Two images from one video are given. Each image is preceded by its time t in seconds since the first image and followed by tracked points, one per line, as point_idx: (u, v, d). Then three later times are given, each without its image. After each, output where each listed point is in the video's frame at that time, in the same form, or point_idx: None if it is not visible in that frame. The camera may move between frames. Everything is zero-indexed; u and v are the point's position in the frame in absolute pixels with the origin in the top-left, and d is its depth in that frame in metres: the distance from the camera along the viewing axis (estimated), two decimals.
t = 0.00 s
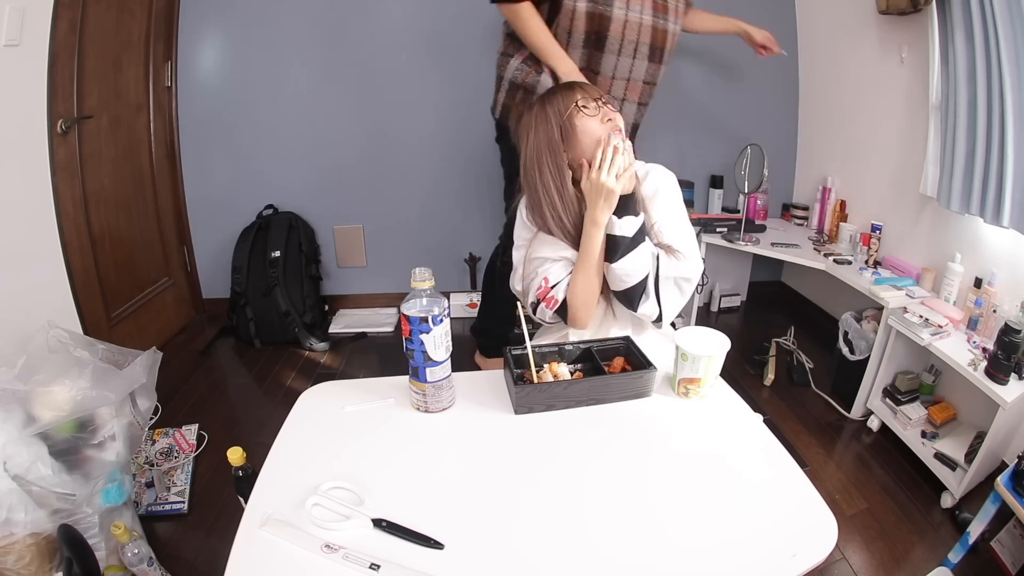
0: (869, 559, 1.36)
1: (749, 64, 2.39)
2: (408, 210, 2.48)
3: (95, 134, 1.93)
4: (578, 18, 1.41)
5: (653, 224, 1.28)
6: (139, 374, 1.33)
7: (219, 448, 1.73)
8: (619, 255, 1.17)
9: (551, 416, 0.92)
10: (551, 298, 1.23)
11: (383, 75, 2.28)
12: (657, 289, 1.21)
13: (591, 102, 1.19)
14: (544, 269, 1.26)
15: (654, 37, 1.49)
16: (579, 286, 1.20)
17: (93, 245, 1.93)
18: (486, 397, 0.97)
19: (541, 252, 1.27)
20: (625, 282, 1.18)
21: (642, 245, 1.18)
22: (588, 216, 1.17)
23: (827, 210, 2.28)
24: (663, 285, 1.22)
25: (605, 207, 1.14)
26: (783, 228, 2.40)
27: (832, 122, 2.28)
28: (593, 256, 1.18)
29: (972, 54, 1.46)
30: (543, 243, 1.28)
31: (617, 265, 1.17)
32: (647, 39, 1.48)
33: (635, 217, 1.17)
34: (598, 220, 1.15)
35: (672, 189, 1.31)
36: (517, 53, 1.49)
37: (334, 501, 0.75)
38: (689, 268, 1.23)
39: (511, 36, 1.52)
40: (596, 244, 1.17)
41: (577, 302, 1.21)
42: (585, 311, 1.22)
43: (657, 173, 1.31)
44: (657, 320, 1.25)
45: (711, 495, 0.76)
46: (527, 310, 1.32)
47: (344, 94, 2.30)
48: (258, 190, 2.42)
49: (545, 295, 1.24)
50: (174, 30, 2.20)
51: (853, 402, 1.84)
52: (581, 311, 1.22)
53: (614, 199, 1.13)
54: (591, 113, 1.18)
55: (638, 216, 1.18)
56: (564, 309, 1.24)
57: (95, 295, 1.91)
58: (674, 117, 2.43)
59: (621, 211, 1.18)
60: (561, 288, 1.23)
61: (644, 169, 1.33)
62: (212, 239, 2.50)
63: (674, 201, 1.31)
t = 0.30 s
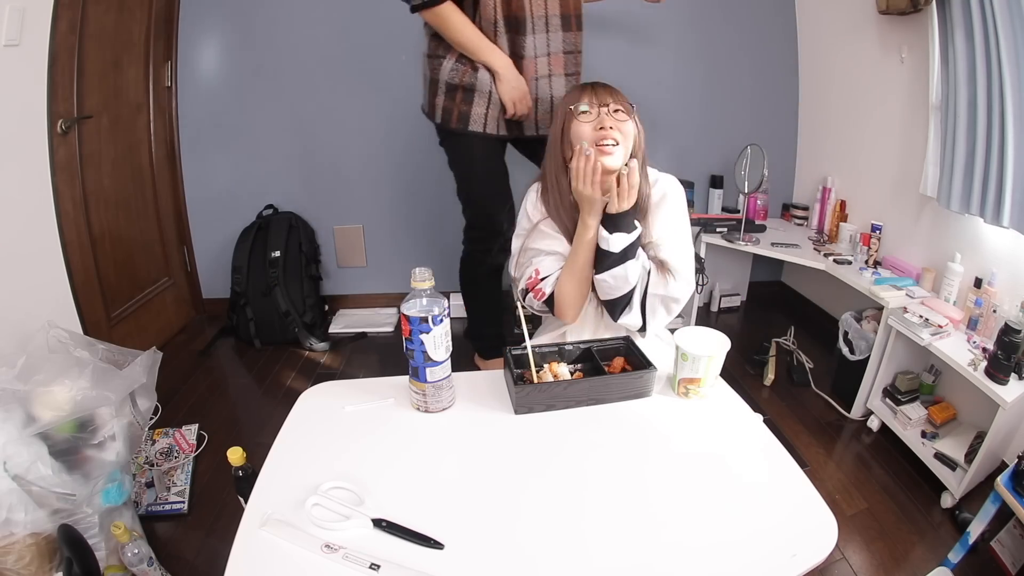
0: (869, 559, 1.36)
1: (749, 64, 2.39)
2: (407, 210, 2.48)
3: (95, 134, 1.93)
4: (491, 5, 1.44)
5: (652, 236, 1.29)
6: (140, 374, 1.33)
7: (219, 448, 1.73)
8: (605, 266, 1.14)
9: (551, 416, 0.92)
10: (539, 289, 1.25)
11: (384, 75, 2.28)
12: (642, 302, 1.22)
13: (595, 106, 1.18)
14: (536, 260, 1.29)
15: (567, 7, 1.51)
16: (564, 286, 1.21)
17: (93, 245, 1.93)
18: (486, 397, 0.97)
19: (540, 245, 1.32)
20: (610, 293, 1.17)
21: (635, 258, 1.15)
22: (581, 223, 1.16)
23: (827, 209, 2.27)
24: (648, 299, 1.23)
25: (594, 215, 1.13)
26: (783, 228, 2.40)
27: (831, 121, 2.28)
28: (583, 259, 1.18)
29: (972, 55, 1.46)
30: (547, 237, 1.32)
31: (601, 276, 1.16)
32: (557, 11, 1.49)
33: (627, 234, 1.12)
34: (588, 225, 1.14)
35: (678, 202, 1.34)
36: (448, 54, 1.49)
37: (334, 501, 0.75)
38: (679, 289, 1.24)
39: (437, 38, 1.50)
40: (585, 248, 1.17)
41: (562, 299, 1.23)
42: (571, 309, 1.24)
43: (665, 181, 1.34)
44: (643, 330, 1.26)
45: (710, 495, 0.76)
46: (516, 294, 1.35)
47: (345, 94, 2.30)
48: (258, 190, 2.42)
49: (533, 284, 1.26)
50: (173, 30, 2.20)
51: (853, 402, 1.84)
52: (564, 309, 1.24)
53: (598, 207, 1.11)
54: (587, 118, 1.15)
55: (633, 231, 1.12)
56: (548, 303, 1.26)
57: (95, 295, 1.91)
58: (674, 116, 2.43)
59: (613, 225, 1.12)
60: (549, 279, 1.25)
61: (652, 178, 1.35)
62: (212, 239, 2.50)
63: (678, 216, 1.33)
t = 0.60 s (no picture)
0: (869, 559, 1.35)
1: (748, 64, 2.39)
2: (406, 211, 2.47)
3: (95, 134, 1.93)
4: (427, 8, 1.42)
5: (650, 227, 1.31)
6: (140, 374, 1.33)
7: (219, 448, 1.73)
8: (608, 241, 1.14)
9: (551, 416, 0.92)
10: (541, 272, 1.25)
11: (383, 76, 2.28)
12: (637, 284, 1.20)
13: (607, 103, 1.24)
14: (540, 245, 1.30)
15: (489, 11, 1.55)
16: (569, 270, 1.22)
17: (93, 245, 1.93)
18: (486, 397, 0.97)
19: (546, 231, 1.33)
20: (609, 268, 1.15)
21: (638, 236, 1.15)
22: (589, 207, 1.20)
23: (827, 209, 2.28)
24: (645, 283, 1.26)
25: (601, 197, 1.17)
26: (783, 228, 2.40)
27: (831, 121, 2.28)
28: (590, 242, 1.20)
29: (972, 55, 1.46)
30: (553, 223, 1.34)
31: (601, 249, 1.14)
32: (481, 14, 1.52)
33: (632, 210, 1.14)
34: (596, 207, 1.18)
35: (680, 200, 1.38)
36: (385, 66, 1.48)
37: (334, 501, 0.75)
38: (675, 276, 1.28)
39: (369, 49, 1.48)
40: (591, 230, 1.19)
41: (564, 283, 1.23)
42: (571, 294, 1.24)
43: (669, 181, 1.39)
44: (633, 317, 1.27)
45: (709, 496, 0.76)
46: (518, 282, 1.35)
47: (345, 94, 2.30)
48: (258, 190, 2.42)
49: (536, 268, 1.26)
50: (173, 30, 2.20)
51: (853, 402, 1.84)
52: (566, 294, 1.24)
53: (606, 186, 1.16)
54: (594, 116, 1.20)
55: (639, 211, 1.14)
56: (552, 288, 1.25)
57: (95, 295, 1.91)
58: (674, 116, 2.43)
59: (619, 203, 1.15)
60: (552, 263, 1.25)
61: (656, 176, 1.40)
62: (212, 239, 2.50)
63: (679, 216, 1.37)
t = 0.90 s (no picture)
0: (869, 559, 1.35)
1: (748, 64, 2.39)
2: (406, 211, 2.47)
3: (95, 134, 1.93)
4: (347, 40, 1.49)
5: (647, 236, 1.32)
6: (140, 374, 1.33)
7: (219, 448, 1.73)
8: (604, 247, 1.14)
9: (551, 416, 0.92)
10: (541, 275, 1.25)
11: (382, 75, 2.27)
12: (627, 291, 1.20)
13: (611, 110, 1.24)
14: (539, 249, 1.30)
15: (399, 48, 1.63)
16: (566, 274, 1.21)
17: (93, 245, 1.93)
18: (486, 397, 0.97)
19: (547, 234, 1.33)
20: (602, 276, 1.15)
21: (632, 246, 1.15)
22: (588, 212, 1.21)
23: (827, 209, 2.28)
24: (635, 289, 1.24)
25: (600, 203, 1.18)
26: (783, 228, 2.40)
27: (831, 121, 2.28)
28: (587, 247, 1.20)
29: (972, 55, 1.46)
30: (555, 226, 1.34)
31: (595, 257, 1.14)
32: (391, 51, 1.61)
33: (628, 217, 1.14)
34: (594, 213, 1.18)
35: (679, 209, 1.40)
36: (290, 95, 1.56)
37: (334, 501, 0.75)
38: (668, 288, 1.26)
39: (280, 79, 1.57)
40: (589, 235, 1.19)
41: (562, 287, 1.22)
42: (570, 298, 1.23)
43: (670, 189, 1.39)
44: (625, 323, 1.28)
45: (709, 496, 0.76)
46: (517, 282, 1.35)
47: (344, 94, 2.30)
48: (258, 190, 2.42)
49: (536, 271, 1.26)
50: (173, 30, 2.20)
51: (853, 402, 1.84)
52: (565, 296, 1.23)
53: (604, 193, 1.17)
54: (599, 123, 1.21)
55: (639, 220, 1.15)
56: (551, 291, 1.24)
57: (95, 295, 1.91)
58: (674, 116, 2.43)
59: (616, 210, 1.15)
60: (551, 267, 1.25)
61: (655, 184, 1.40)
62: (212, 239, 2.50)
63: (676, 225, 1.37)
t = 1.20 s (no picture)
0: (869, 559, 1.35)
1: (748, 64, 2.39)
2: (406, 211, 2.47)
3: (95, 135, 1.93)
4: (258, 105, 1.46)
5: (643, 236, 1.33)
6: (140, 374, 1.33)
7: (219, 448, 1.73)
8: (600, 246, 1.15)
9: (551, 416, 0.92)
10: (539, 273, 1.25)
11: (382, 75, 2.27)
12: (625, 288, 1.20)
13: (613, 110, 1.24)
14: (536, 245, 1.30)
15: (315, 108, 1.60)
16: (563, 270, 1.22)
17: (93, 245, 1.93)
18: (487, 397, 0.97)
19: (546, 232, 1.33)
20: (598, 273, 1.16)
21: (629, 244, 1.16)
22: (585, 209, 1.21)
23: (827, 209, 2.28)
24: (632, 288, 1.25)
25: (598, 201, 1.18)
26: (783, 228, 2.40)
27: (831, 121, 2.28)
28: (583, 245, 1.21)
29: (972, 55, 1.46)
30: (554, 223, 1.34)
31: (593, 255, 1.15)
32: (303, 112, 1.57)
33: (624, 217, 1.15)
34: (591, 211, 1.18)
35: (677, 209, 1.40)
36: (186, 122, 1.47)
37: (334, 501, 0.75)
38: (664, 286, 1.26)
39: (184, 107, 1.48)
40: (586, 233, 1.20)
41: (558, 283, 1.23)
42: (566, 296, 1.24)
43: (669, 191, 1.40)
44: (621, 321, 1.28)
45: (708, 496, 0.76)
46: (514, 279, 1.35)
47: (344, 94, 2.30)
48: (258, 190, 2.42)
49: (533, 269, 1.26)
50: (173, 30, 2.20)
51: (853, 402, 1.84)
52: (562, 295, 1.24)
53: (602, 192, 1.17)
54: (599, 121, 1.20)
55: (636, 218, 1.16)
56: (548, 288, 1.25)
57: (95, 295, 1.91)
58: (674, 116, 2.43)
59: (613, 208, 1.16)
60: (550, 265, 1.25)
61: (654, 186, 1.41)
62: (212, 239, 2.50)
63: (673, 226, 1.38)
